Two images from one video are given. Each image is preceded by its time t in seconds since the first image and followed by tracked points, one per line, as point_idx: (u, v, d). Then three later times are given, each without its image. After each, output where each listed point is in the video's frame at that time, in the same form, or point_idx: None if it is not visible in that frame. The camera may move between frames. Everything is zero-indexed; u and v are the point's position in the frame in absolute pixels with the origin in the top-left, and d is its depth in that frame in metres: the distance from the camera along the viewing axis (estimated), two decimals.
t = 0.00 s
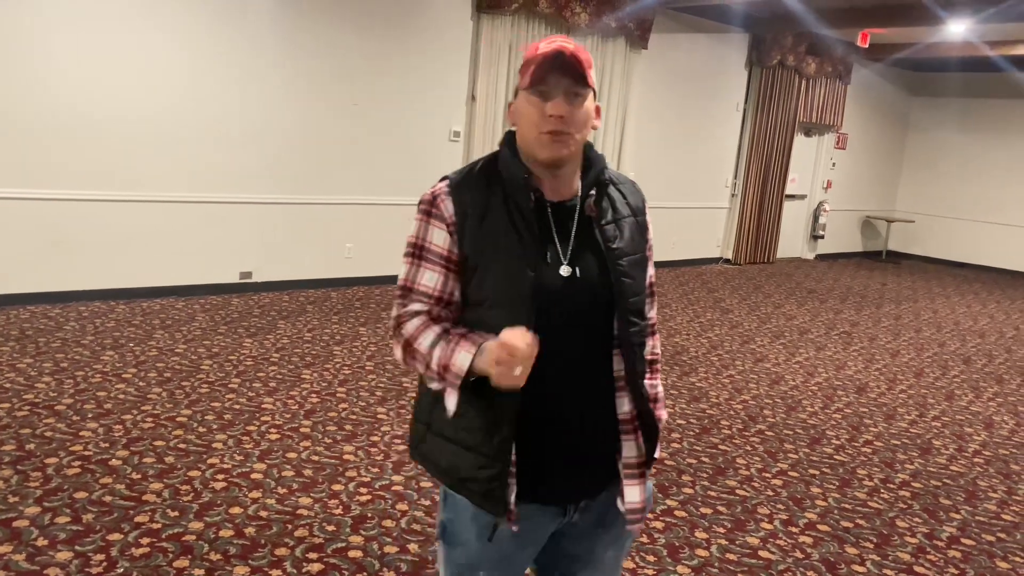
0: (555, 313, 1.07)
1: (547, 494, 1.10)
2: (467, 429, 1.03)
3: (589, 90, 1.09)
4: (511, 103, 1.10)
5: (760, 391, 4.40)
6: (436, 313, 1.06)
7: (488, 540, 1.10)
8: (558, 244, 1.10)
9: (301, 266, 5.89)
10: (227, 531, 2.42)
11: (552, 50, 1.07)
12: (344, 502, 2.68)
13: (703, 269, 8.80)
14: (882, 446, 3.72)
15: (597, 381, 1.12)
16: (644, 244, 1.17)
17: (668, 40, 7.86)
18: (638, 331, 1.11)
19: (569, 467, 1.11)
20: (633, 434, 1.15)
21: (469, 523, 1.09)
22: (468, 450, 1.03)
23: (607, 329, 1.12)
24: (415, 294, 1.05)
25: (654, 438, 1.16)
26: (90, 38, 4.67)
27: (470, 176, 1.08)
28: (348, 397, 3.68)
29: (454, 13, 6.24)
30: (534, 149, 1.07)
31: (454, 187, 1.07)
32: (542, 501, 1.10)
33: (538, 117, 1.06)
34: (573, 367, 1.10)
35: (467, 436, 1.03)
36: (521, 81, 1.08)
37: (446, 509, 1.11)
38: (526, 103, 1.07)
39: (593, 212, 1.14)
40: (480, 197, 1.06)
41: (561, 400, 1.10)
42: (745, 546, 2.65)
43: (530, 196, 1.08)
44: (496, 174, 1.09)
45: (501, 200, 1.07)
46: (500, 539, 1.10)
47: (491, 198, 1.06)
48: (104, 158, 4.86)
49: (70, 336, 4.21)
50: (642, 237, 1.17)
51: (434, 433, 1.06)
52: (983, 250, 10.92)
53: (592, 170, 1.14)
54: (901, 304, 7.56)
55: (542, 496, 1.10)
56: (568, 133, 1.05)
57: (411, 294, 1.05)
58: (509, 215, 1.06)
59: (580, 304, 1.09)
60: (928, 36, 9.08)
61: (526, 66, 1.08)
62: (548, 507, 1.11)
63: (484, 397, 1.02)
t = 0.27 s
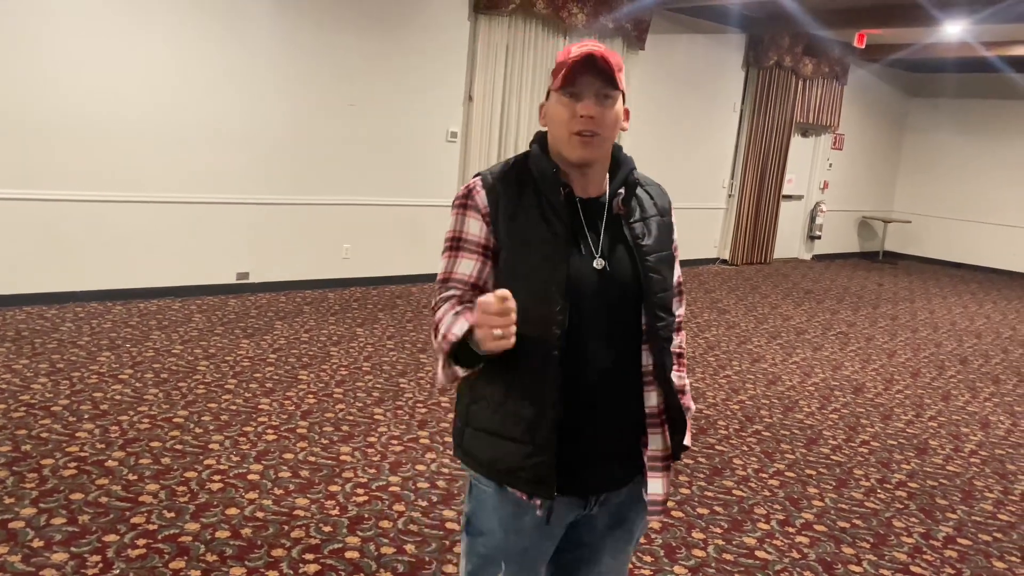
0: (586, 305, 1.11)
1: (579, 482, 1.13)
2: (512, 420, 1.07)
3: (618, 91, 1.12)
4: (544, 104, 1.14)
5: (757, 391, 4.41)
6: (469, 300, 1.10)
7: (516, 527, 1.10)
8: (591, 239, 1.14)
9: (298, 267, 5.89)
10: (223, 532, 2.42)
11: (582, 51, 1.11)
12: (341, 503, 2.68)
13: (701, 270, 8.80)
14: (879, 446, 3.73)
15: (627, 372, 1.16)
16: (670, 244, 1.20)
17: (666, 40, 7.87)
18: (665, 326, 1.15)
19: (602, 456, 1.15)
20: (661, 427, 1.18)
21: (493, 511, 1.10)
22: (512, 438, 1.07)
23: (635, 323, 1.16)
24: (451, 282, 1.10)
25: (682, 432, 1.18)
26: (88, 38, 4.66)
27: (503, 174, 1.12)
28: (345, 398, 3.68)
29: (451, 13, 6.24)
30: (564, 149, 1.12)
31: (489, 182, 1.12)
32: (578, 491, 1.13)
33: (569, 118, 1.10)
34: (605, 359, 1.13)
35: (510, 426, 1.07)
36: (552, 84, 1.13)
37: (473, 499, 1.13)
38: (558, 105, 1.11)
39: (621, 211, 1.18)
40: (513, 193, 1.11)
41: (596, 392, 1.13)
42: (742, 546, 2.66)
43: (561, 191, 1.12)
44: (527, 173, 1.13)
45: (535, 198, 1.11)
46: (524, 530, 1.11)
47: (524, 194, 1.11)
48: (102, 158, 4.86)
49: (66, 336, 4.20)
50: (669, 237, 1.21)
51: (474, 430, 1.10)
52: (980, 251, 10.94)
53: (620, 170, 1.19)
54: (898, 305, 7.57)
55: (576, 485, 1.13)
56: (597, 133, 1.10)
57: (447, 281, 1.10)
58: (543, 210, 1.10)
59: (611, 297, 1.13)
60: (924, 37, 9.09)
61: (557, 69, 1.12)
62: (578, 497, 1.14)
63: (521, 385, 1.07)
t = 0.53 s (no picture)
0: (590, 300, 1.12)
1: (580, 471, 1.15)
2: (518, 410, 1.09)
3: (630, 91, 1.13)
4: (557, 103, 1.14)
5: (753, 391, 4.41)
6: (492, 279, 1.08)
7: (519, 511, 1.11)
8: (597, 237, 1.16)
9: (294, 267, 5.88)
10: (219, 533, 2.42)
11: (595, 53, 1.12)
12: (337, 504, 2.68)
13: (697, 270, 8.81)
14: (875, 446, 3.74)
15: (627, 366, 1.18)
16: (676, 245, 1.21)
17: (663, 41, 7.88)
18: (665, 326, 1.15)
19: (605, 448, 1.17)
20: (658, 424, 1.21)
21: (496, 494, 1.12)
22: (519, 425, 1.09)
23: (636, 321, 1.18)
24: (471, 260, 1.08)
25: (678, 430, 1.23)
26: (84, 38, 4.66)
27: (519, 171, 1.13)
28: (341, 399, 3.68)
29: (447, 14, 6.25)
30: (577, 147, 1.12)
31: (508, 178, 1.12)
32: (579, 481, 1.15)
33: (583, 115, 1.10)
34: (608, 354, 1.16)
35: (518, 413, 1.09)
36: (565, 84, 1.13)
37: (480, 484, 1.14)
38: (570, 103, 1.11)
39: (629, 211, 1.20)
40: (527, 188, 1.12)
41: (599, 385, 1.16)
42: (738, 546, 2.66)
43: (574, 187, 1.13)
44: (541, 169, 1.14)
45: (547, 193, 1.12)
46: (530, 515, 1.11)
47: (539, 190, 1.13)
48: (98, 158, 4.86)
49: (62, 337, 4.19)
50: (674, 239, 1.22)
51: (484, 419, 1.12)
52: (976, 251, 10.95)
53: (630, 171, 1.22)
54: (894, 305, 7.58)
55: (578, 475, 1.15)
56: (610, 129, 1.10)
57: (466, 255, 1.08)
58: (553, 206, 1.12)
59: (614, 295, 1.15)
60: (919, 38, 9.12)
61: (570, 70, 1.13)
62: (580, 484, 1.16)
63: (529, 375, 1.08)
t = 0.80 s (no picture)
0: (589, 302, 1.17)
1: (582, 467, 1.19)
2: (524, 411, 1.13)
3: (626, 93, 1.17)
4: (557, 106, 1.17)
5: (751, 392, 4.42)
6: (488, 295, 1.14)
7: (517, 509, 1.18)
8: (598, 236, 1.20)
9: (292, 268, 5.88)
10: (217, 534, 2.42)
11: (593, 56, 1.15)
12: (335, 504, 2.67)
13: (695, 270, 8.81)
14: (873, 446, 3.74)
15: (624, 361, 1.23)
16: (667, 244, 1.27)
17: (661, 42, 7.89)
18: (661, 322, 1.22)
19: (605, 442, 1.23)
20: (653, 416, 1.27)
21: (496, 492, 1.18)
22: (524, 424, 1.12)
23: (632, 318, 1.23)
24: (468, 278, 1.14)
25: (670, 422, 1.29)
26: (82, 38, 4.65)
27: (516, 175, 1.17)
28: (340, 399, 3.68)
29: (446, 14, 6.24)
30: (581, 150, 1.16)
31: (506, 184, 1.16)
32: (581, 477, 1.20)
33: (586, 120, 1.14)
34: (603, 353, 1.21)
35: (522, 411, 1.13)
36: (564, 88, 1.16)
37: (481, 481, 1.21)
38: (572, 107, 1.15)
39: (624, 212, 1.24)
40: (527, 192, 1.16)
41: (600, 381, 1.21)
42: (737, 547, 2.66)
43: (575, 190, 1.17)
44: (540, 174, 1.18)
45: (549, 198, 1.16)
46: (527, 513, 1.18)
47: (537, 192, 1.17)
48: (97, 157, 4.85)
49: (60, 338, 4.19)
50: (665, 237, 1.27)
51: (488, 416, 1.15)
52: (974, 252, 10.97)
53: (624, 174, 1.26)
54: (892, 305, 7.59)
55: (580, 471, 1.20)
56: (612, 133, 1.15)
57: (465, 278, 1.14)
58: (557, 210, 1.15)
59: (614, 293, 1.20)
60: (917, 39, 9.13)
61: (569, 75, 1.15)
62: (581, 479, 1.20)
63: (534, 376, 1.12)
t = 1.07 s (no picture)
0: (551, 297, 1.27)
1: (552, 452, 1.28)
2: (492, 400, 1.27)
3: (584, 98, 1.27)
4: (520, 109, 1.27)
5: (750, 392, 4.42)
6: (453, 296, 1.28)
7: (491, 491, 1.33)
8: (559, 234, 1.30)
9: (292, 268, 5.88)
10: (216, 534, 2.41)
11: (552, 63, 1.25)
12: (334, 505, 2.67)
13: (694, 271, 8.82)
14: (872, 447, 3.74)
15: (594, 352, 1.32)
16: (634, 238, 1.35)
17: (660, 43, 7.89)
18: (627, 315, 1.30)
19: (578, 430, 1.31)
20: (624, 406, 1.35)
21: (475, 475, 1.34)
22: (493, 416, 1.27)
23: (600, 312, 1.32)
24: (435, 281, 1.28)
25: (645, 412, 1.34)
26: (82, 38, 4.65)
27: (477, 181, 1.30)
28: (339, 400, 3.68)
29: (446, 14, 6.24)
30: (542, 153, 1.26)
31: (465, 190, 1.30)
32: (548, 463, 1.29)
33: (546, 122, 1.24)
34: (572, 342, 1.29)
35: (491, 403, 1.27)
36: (526, 92, 1.26)
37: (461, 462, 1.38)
38: (533, 111, 1.25)
39: (588, 209, 1.32)
40: (486, 197, 1.29)
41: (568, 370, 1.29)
42: (736, 548, 2.66)
43: (532, 191, 1.28)
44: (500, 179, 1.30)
45: (508, 202, 1.28)
46: (496, 494, 1.33)
47: (497, 196, 1.29)
48: (98, 157, 4.85)
49: (59, 338, 4.18)
50: (632, 232, 1.35)
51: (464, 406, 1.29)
52: (974, 253, 10.97)
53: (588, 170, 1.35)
54: (891, 306, 7.60)
55: (551, 457, 1.29)
56: (571, 137, 1.25)
57: (432, 281, 1.28)
58: (516, 214, 1.27)
59: (578, 289, 1.29)
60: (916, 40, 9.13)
61: (531, 80, 1.25)
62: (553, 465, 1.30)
63: (497, 366, 1.26)
